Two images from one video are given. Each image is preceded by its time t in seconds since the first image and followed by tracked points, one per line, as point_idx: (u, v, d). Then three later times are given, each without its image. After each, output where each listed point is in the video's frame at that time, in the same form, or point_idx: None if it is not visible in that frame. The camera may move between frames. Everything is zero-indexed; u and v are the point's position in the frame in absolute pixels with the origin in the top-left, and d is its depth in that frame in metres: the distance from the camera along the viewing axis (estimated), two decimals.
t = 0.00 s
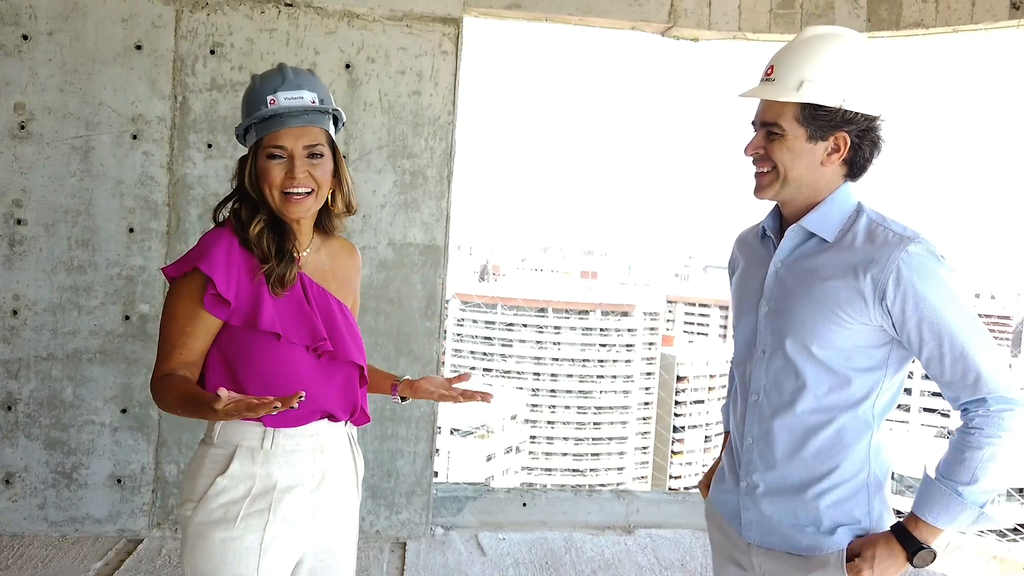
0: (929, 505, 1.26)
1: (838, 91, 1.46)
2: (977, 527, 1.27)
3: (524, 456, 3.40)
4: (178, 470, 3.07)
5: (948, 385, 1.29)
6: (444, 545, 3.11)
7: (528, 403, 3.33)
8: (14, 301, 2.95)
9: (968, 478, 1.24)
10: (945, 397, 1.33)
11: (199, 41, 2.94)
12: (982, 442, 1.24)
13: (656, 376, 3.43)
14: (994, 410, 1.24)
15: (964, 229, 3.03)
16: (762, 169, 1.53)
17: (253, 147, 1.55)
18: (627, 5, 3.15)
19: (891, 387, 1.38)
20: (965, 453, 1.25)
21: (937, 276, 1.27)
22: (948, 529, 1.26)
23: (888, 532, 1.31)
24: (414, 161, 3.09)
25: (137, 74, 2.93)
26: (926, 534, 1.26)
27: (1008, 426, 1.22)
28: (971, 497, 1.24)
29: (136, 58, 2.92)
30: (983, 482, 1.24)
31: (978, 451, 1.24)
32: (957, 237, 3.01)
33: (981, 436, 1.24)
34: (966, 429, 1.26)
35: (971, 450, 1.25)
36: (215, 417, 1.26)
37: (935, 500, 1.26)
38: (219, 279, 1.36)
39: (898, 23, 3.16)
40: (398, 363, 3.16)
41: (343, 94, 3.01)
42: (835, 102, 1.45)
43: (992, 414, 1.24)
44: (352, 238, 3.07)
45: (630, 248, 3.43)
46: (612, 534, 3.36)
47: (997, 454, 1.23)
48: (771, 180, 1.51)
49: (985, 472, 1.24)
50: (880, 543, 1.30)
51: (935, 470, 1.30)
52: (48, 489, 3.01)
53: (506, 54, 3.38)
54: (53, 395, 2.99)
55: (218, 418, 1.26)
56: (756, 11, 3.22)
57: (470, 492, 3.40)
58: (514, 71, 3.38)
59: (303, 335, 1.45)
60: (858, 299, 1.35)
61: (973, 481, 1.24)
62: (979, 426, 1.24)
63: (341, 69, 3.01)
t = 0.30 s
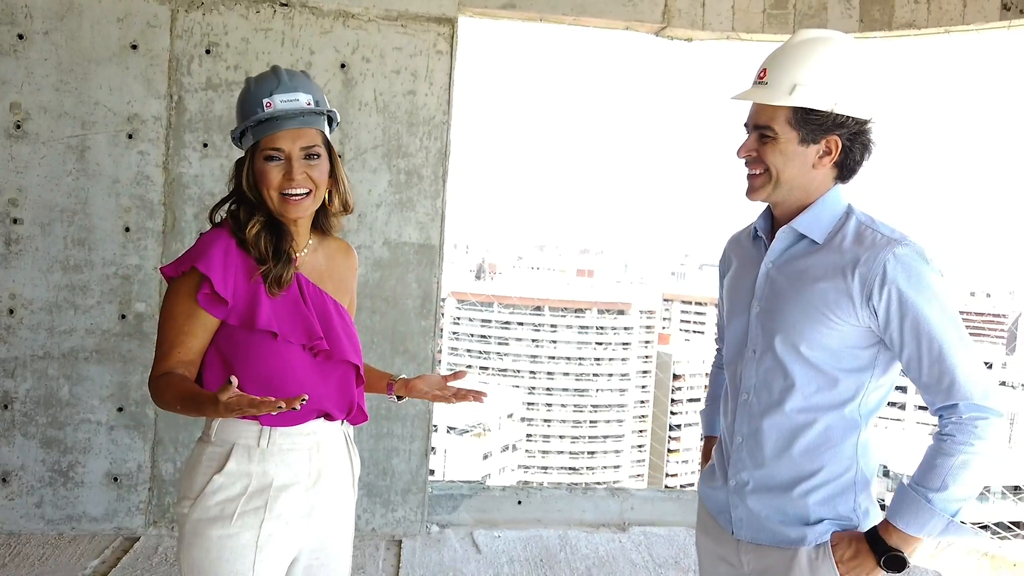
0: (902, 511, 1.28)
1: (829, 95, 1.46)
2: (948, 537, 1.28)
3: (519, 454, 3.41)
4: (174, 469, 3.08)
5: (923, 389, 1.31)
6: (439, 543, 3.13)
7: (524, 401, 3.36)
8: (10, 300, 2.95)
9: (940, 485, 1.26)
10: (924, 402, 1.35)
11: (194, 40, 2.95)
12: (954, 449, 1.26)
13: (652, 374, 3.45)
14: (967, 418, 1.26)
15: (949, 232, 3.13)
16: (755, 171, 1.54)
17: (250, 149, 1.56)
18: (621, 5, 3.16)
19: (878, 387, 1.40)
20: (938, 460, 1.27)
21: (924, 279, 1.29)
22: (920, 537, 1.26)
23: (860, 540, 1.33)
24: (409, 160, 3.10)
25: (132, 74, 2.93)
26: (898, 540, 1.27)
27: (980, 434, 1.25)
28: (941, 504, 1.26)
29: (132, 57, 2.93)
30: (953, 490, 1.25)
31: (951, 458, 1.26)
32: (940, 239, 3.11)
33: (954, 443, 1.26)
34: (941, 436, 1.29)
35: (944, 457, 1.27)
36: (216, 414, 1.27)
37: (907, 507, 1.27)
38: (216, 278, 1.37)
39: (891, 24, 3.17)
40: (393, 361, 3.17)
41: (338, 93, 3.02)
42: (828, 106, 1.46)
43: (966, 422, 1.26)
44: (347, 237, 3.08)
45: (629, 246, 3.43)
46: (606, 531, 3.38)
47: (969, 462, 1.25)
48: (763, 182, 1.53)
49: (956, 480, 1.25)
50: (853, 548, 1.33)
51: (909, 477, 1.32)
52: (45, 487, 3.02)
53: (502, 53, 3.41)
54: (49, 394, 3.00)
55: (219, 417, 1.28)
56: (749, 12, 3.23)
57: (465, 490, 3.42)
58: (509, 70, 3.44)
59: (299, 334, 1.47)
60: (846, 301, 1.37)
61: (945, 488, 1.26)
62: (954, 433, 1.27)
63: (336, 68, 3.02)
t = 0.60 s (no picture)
0: (871, 513, 1.29)
1: (814, 94, 1.47)
2: (918, 540, 1.29)
3: (519, 454, 3.53)
4: (168, 468, 3.09)
5: (897, 392, 1.32)
6: (433, 541, 3.13)
7: (524, 400, 3.50)
8: (5, 299, 2.96)
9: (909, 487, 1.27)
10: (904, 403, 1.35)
11: (188, 40, 2.95)
12: (924, 453, 1.27)
13: (651, 374, 3.58)
14: (938, 421, 1.27)
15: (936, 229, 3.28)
16: (742, 170, 1.55)
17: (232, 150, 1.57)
18: (614, 3, 3.11)
19: (862, 387, 1.40)
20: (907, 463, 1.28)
21: (905, 281, 1.29)
22: (889, 539, 1.27)
23: (831, 541, 1.35)
24: (403, 159, 3.10)
25: (126, 73, 2.94)
26: (869, 541, 1.28)
27: (951, 438, 1.25)
28: (910, 507, 1.27)
29: (125, 57, 2.93)
30: (922, 493, 1.26)
31: (920, 461, 1.27)
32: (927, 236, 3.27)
33: (924, 447, 1.27)
34: (912, 440, 1.29)
35: (913, 461, 1.28)
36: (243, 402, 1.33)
37: (877, 509, 1.28)
38: (209, 271, 1.38)
39: (883, 23, 3.18)
40: (386, 360, 3.16)
41: (332, 93, 3.03)
42: (812, 104, 1.46)
43: (937, 426, 1.27)
44: (340, 236, 3.08)
45: (627, 247, 3.67)
46: (600, 530, 3.31)
47: (938, 466, 1.26)
48: (750, 181, 1.53)
49: (926, 484, 1.26)
50: (824, 548, 1.35)
51: (881, 480, 1.33)
52: (39, 486, 3.02)
53: (497, 52, 3.40)
54: (43, 393, 3.00)
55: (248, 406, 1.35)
56: (742, 12, 3.20)
57: (460, 489, 3.37)
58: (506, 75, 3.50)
59: (290, 327, 1.47)
60: (829, 300, 1.37)
61: (914, 491, 1.27)
62: (924, 436, 1.28)
63: (329, 68, 3.02)
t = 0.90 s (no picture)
0: (865, 517, 1.28)
1: (816, 87, 1.46)
2: (914, 547, 1.27)
3: (519, 453, 3.50)
4: (163, 467, 3.08)
5: (897, 390, 1.30)
6: (430, 540, 3.13)
7: (524, 400, 3.45)
8: None
9: (902, 491, 1.26)
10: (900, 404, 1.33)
11: (183, 38, 2.95)
12: (919, 455, 1.25)
13: (651, 373, 3.54)
14: (933, 424, 1.26)
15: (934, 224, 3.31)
16: (744, 166, 1.53)
17: (222, 149, 1.57)
18: (610, 2, 3.13)
19: (865, 386, 1.39)
20: (903, 466, 1.27)
21: (906, 278, 1.28)
22: (883, 544, 1.26)
23: (825, 544, 1.34)
24: (398, 158, 3.09)
25: (120, 72, 2.94)
26: (863, 544, 1.28)
27: (946, 441, 1.24)
28: (904, 511, 1.25)
29: (120, 56, 2.93)
30: (916, 496, 1.25)
31: (915, 464, 1.26)
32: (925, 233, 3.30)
33: (919, 450, 1.26)
34: (908, 443, 1.28)
35: (909, 464, 1.26)
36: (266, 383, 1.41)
37: (871, 513, 1.27)
38: (198, 268, 1.38)
39: (878, 21, 3.16)
40: (381, 358, 3.14)
41: (327, 92, 3.03)
42: (813, 98, 1.46)
43: (932, 429, 1.26)
44: (336, 235, 3.08)
45: (627, 246, 3.54)
46: (596, 528, 3.34)
47: (933, 470, 1.24)
48: (753, 177, 1.52)
49: (920, 487, 1.25)
50: (820, 552, 1.34)
51: (877, 485, 1.32)
52: (35, 485, 3.02)
53: (492, 51, 3.37)
54: (38, 392, 3.00)
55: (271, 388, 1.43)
56: (737, 9, 3.20)
57: (456, 487, 3.38)
58: (501, 70, 3.39)
59: (281, 320, 1.49)
60: (831, 298, 1.36)
61: (908, 495, 1.25)
62: (920, 439, 1.27)
63: (324, 67, 3.02)
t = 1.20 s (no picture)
0: (901, 523, 1.21)
1: (849, 77, 1.40)
2: (955, 555, 1.20)
3: (531, 448, 3.54)
4: (175, 461, 3.11)
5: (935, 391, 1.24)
6: (440, 533, 3.14)
7: (535, 395, 3.52)
8: (12, 295, 2.98)
9: (941, 496, 1.19)
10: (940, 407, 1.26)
11: (191, 35, 2.96)
12: (958, 459, 1.18)
13: (662, 367, 3.46)
14: (973, 426, 1.19)
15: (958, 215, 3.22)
16: (776, 160, 1.48)
17: (231, 143, 1.57)
18: None
19: (905, 387, 1.33)
20: (941, 471, 1.20)
21: (943, 273, 1.21)
22: (920, 553, 1.19)
23: (864, 552, 1.29)
24: (406, 153, 3.10)
25: (129, 69, 2.95)
26: (900, 552, 1.21)
27: (988, 444, 1.17)
28: (943, 518, 1.18)
29: (129, 53, 2.94)
30: (957, 503, 1.18)
31: (954, 469, 1.19)
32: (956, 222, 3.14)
33: (958, 453, 1.19)
34: (947, 446, 1.21)
35: (948, 469, 1.20)
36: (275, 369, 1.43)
37: (906, 520, 1.21)
38: (208, 262, 1.38)
39: (888, 14, 3.15)
40: (391, 353, 3.15)
41: (335, 87, 3.03)
42: (846, 88, 1.39)
43: (972, 431, 1.19)
44: (345, 231, 3.09)
45: (637, 242, 3.59)
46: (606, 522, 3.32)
47: (974, 474, 1.17)
48: (785, 173, 1.47)
49: (960, 493, 1.18)
50: (858, 561, 1.29)
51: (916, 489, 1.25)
52: (49, 480, 3.06)
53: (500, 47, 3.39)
54: (51, 387, 3.03)
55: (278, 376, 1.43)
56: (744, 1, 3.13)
57: (466, 481, 3.38)
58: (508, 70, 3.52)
59: (293, 314, 1.51)
60: (867, 295, 1.31)
61: (946, 500, 1.19)
62: (959, 441, 1.20)
63: (332, 62, 3.02)
